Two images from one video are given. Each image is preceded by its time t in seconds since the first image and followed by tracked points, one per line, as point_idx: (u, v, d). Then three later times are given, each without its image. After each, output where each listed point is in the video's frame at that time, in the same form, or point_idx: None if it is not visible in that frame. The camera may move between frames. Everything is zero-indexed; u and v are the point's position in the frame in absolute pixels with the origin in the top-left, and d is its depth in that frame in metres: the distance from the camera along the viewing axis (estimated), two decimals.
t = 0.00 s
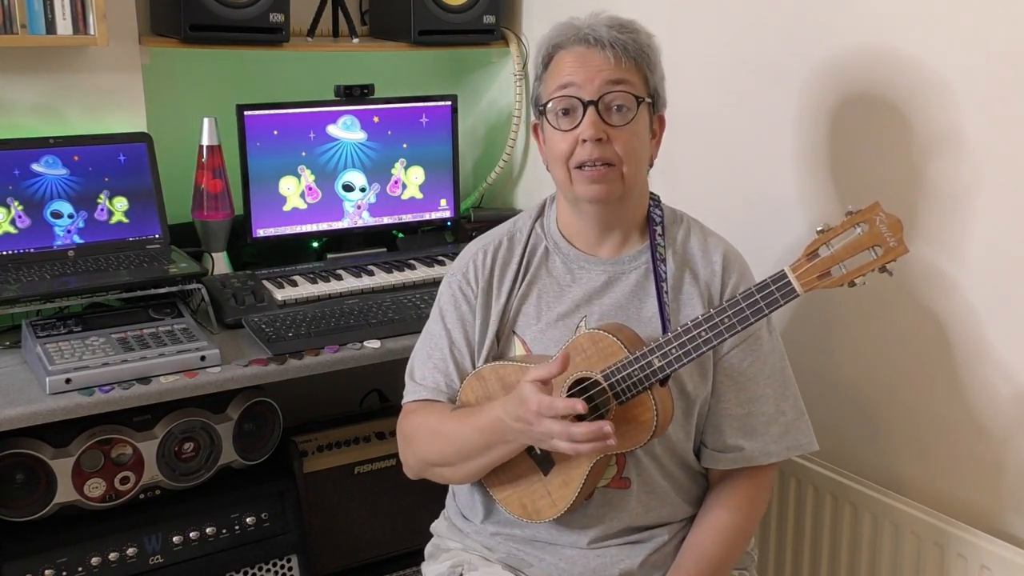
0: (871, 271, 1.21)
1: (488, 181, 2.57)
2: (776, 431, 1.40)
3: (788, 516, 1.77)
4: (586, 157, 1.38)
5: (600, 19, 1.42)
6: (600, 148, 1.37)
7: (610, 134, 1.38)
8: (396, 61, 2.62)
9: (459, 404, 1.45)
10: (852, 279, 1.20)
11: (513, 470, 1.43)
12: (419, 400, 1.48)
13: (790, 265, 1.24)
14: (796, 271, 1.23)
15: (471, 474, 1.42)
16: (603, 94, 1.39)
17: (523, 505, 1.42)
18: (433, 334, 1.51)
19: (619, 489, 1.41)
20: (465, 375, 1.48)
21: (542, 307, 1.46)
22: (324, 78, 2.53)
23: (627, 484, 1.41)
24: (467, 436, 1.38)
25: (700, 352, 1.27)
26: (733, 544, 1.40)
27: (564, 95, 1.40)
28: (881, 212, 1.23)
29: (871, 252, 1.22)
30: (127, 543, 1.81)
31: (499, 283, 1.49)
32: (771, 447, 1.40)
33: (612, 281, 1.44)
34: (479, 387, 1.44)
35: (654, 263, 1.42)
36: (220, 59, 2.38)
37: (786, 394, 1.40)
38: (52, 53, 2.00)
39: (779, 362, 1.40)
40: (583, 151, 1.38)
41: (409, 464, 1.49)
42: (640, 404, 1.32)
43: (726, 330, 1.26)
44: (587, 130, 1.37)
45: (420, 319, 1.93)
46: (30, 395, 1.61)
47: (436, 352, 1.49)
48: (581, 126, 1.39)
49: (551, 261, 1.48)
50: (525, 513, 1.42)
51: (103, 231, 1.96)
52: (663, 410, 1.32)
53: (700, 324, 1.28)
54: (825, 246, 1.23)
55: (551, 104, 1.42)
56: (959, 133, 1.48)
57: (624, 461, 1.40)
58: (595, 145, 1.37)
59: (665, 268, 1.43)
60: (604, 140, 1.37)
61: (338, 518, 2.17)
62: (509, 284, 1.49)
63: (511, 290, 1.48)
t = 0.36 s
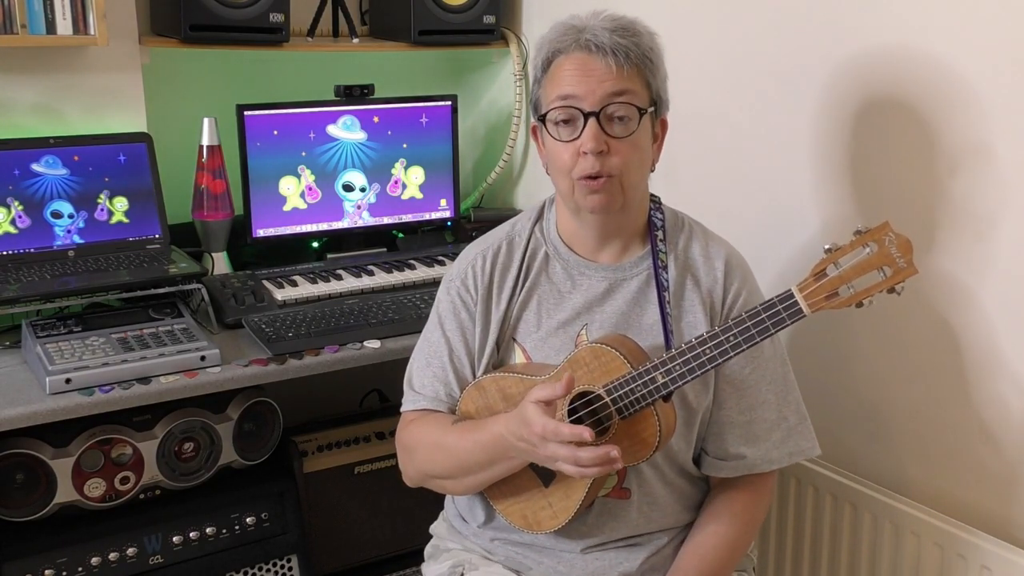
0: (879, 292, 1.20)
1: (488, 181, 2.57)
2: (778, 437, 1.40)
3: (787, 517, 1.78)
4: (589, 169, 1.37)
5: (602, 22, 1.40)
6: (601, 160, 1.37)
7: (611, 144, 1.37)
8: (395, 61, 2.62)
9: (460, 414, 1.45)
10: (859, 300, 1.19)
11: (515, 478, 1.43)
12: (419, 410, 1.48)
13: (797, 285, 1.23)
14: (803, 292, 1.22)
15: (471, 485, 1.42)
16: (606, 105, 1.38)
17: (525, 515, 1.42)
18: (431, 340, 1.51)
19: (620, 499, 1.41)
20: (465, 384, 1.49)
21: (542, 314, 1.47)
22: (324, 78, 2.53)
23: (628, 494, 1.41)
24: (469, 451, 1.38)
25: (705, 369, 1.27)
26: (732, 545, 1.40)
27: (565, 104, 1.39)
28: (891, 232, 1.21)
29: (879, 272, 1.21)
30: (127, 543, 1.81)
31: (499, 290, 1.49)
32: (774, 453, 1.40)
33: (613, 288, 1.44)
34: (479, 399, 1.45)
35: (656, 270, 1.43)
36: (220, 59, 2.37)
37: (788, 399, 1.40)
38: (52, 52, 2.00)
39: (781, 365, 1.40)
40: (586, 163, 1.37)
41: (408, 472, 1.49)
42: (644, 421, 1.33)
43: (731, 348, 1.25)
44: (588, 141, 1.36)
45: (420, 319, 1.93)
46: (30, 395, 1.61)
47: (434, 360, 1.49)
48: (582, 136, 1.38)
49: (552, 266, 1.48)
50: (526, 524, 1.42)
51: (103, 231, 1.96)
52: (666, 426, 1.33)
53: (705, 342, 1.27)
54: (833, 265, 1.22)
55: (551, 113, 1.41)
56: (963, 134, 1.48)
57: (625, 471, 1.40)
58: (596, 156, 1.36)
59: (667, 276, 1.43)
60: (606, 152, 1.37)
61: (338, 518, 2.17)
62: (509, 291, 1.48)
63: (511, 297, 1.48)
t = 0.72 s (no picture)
0: (882, 302, 1.19)
1: (488, 181, 2.57)
2: (779, 441, 1.40)
3: (787, 517, 1.77)
4: (591, 177, 1.37)
5: (606, 24, 1.39)
6: (604, 167, 1.37)
7: (614, 152, 1.37)
8: (396, 61, 2.62)
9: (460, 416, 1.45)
10: (862, 311, 1.19)
11: (514, 481, 1.42)
12: (420, 412, 1.48)
13: (800, 294, 1.22)
14: (806, 301, 1.21)
15: (471, 488, 1.42)
16: (610, 112, 1.37)
17: (523, 518, 1.42)
18: (432, 341, 1.51)
19: (621, 504, 1.40)
20: (466, 387, 1.49)
21: (544, 317, 1.46)
22: (324, 78, 2.53)
23: (628, 499, 1.40)
24: (470, 454, 1.37)
25: (706, 376, 1.27)
26: (732, 547, 1.40)
27: (567, 111, 1.38)
28: (895, 243, 1.20)
29: (883, 283, 1.20)
30: (127, 543, 1.81)
31: (500, 291, 1.49)
32: (774, 457, 1.40)
33: (615, 291, 1.44)
34: (480, 401, 1.44)
35: (657, 273, 1.42)
36: (220, 58, 2.38)
37: (790, 402, 1.40)
38: (52, 52, 2.00)
39: (781, 366, 1.40)
40: (587, 170, 1.37)
41: (409, 473, 1.49)
42: (645, 426, 1.32)
43: (733, 356, 1.25)
44: (591, 149, 1.36)
45: (421, 319, 1.93)
46: (30, 395, 1.61)
47: (435, 362, 1.49)
48: (584, 143, 1.37)
49: (553, 268, 1.48)
50: (525, 527, 1.42)
51: (103, 231, 1.96)
52: (666, 432, 1.33)
53: (707, 350, 1.27)
54: (837, 276, 1.22)
55: (554, 118, 1.40)
56: (965, 136, 1.48)
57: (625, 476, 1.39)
58: (599, 164, 1.36)
59: (668, 279, 1.42)
60: (609, 160, 1.37)
61: (338, 519, 2.17)
62: (511, 293, 1.48)
63: (512, 299, 1.48)
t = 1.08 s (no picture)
0: (883, 302, 1.19)
1: (489, 181, 2.57)
2: (780, 441, 1.40)
3: (787, 517, 1.77)
4: (592, 177, 1.37)
5: (609, 25, 1.39)
6: (605, 168, 1.37)
7: (617, 153, 1.37)
8: (396, 61, 2.62)
9: (461, 416, 1.45)
10: (864, 311, 1.19)
11: (515, 481, 1.42)
12: (422, 412, 1.48)
13: (800, 294, 1.22)
14: (806, 301, 1.21)
15: (471, 487, 1.42)
16: (611, 114, 1.37)
17: (525, 518, 1.42)
18: (433, 341, 1.51)
19: (621, 504, 1.40)
20: (467, 387, 1.49)
21: (545, 317, 1.46)
22: (324, 78, 2.53)
23: (629, 499, 1.40)
24: (471, 454, 1.38)
25: (707, 377, 1.27)
26: (733, 548, 1.40)
27: (570, 112, 1.38)
28: (896, 243, 1.20)
29: (884, 283, 1.20)
30: (127, 543, 1.81)
31: (502, 292, 1.49)
32: (774, 457, 1.40)
33: (616, 292, 1.44)
34: (481, 400, 1.45)
35: (658, 274, 1.42)
36: (220, 58, 2.38)
37: (790, 403, 1.40)
38: (52, 52, 2.00)
39: (781, 366, 1.40)
40: (589, 171, 1.37)
41: (409, 472, 1.49)
42: (646, 426, 1.32)
43: (733, 356, 1.25)
44: (593, 150, 1.36)
45: (421, 319, 1.93)
46: (30, 395, 1.61)
47: (437, 362, 1.49)
48: (586, 144, 1.37)
49: (555, 269, 1.48)
50: (527, 527, 1.42)
51: (103, 231, 1.96)
52: (667, 432, 1.33)
53: (709, 350, 1.27)
54: (837, 275, 1.21)
55: (556, 120, 1.40)
56: (964, 137, 1.48)
57: (626, 477, 1.39)
58: (600, 165, 1.36)
59: (669, 280, 1.42)
60: (611, 161, 1.37)
61: (338, 519, 2.17)
62: (512, 293, 1.48)
63: (514, 299, 1.47)
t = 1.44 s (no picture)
0: (879, 296, 1.20)
1: (488, 181, 2.57)
2: (778, 440, 1.40)
3: (788, 517, 1.77)
4: (600, 178, 1.37)
5: (619, 28, 1.39)
6: (614, 169, 1.37)
7: (626, 156, 1.37)
8: (396, 61, 2.62)
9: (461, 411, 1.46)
10: (860, 304, 1.19)
11: (515, 475, 1.43)
12: (423, 408, 1.48)
13: (797, 289, 1.22)
14: (803, 295, 1.21)
15: (472, 482, 1.42)
16: (622, 116, 1.37)
17: (524, 514, 1.42)
18: (434, 339, 1.51)
19: (621, 500, 1.41)
20: (468, 384, 1.49)
21: (546, 315, 1.47)
22: (324, 78, 2.53)
23: (629, 495, 1.41)
24: (471, 447, 1.38)
25: (703, 370, 1.27)
26: (733, 546, 1.40)
27: (581, 113, 1.38)
28: (890, 238, 1.20)
29: (879, 278, 1.20)
30: (127, 543, 1.81)
31: (503, 290, 1.49)
32: (772, 455, 1.40)
33: (617, 290, 1.44)
34: (483, 397, 1.45)
35: (658, 273, 1.42)
36: (220, 58, 2.38)
37: (788, 401, 1.40)
38: (52, 52, 2.00)
39: (780, 365, 1.40)
40: (597, 172, 1.37)
41: (410, 468, 1.49)
42: (643, 420, 1.32)
43: (731, 350, 1.25)
44: (602, 151, 1.36)
45: (421, 319, 1.93)
46: (30, 395, 1.61)
47: (438, 359, 1.49)
48: (595, 145, 1.37)
49: (556, 268, 1.48)
50: (526, 523, 1.42)
51: (103, 231, 1.96)
52: (665, 427, 1.33)
53: (705, 343, 1.27)
54: (833, 270, 1.21)
55: (567, 120, 1.40)
56: (963, 137, 1.48)
57: (625, 472, 1.40)
58: (609, 166, 1.37)
59: (669, 278, 1.42)
60: (619, 162, 1.37)
61: (338, 518, 2.17)
62: (513, 292, 1.48)
63: (515, 298, 1.47)
